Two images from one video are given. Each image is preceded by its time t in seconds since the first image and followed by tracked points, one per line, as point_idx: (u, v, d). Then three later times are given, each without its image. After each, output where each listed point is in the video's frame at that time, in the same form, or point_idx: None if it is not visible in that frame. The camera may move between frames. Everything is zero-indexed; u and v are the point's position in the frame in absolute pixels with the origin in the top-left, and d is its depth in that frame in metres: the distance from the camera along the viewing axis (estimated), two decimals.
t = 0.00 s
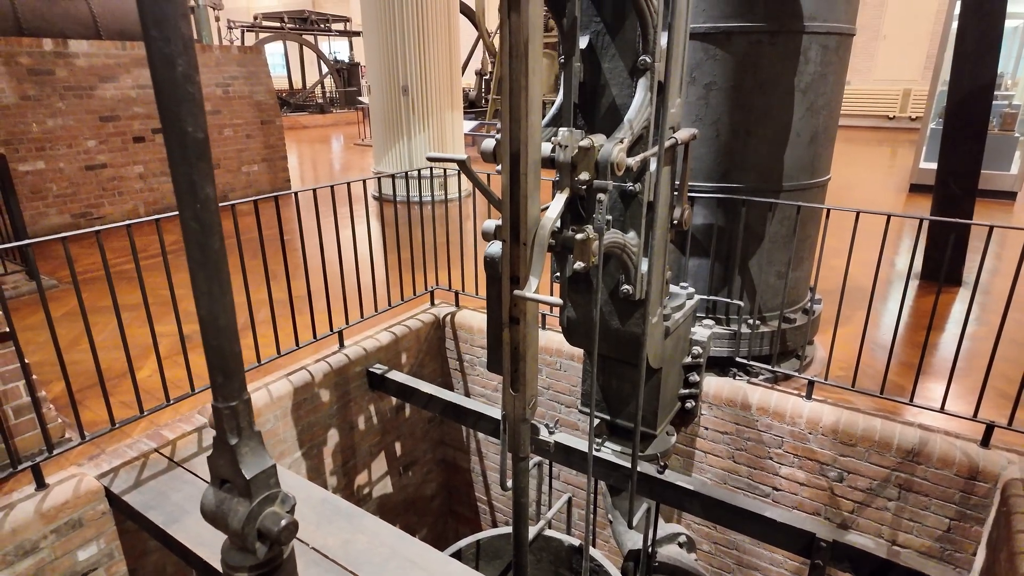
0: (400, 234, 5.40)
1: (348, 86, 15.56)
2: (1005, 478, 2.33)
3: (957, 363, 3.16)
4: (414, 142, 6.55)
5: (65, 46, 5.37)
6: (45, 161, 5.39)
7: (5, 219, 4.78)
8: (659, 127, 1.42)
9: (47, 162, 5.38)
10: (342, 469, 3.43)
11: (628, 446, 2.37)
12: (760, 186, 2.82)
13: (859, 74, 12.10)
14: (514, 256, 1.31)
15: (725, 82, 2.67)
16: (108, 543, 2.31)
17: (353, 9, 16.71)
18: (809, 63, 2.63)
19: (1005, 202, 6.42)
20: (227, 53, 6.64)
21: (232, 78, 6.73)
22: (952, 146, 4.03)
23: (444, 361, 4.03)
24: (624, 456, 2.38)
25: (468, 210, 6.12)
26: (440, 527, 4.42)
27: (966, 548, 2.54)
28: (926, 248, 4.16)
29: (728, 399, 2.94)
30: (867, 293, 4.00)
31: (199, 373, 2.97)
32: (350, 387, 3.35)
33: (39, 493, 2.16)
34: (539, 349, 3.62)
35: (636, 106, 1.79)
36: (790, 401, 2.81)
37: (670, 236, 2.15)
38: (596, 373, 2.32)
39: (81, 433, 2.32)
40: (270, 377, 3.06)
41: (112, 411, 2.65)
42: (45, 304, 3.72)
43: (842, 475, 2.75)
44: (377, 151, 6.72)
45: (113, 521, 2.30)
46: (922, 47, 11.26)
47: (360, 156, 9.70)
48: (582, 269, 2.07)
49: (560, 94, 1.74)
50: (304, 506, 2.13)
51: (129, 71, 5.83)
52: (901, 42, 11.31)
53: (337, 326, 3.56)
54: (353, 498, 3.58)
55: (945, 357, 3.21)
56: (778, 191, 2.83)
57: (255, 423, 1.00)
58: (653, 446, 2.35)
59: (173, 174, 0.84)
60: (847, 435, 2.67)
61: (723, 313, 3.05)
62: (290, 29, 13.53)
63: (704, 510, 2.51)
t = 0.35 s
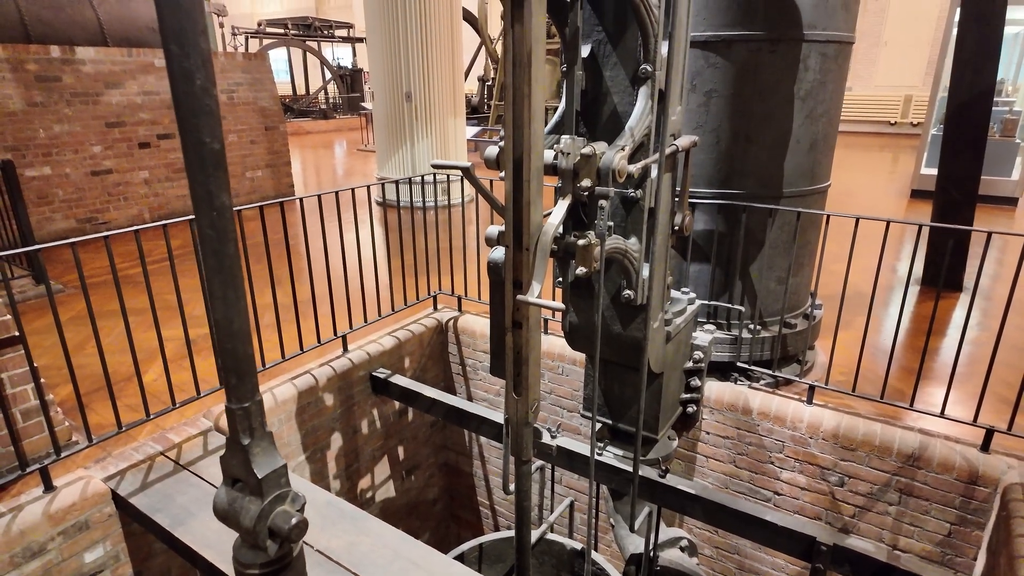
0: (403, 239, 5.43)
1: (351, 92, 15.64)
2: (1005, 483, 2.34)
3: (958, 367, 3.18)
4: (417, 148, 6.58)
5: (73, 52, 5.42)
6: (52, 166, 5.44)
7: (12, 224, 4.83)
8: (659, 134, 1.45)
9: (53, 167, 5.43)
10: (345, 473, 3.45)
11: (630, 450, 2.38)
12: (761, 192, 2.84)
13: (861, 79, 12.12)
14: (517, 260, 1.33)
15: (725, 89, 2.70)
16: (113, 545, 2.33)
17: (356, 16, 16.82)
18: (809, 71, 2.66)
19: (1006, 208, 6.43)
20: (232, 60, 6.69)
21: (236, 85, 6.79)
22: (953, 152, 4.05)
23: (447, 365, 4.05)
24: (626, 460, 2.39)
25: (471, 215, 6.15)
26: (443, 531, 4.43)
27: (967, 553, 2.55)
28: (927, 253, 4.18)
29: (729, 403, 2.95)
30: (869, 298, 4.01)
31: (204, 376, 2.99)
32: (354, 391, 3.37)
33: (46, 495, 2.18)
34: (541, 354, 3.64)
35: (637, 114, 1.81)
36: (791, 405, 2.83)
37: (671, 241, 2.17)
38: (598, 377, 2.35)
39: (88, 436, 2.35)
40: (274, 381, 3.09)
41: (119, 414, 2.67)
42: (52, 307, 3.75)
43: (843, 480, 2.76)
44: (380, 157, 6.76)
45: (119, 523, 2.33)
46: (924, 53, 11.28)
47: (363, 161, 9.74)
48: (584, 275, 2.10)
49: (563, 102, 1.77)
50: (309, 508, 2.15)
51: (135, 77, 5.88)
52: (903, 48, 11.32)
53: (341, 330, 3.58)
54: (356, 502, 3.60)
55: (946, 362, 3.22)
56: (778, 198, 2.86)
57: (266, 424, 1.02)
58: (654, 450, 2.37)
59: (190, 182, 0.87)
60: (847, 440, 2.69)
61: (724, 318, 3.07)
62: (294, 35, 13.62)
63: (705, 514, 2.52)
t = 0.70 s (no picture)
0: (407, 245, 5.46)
1: (355, 99, 15.72)
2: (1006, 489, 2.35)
3: (960, 374, 3.18)
4: (421, 155, 6.63)
5: (81, 61, 5.49)
6: (59, 173, 5.49)
7: (21, 230, 4.88)
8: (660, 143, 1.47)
9: (61, 174, 5.48)
10: (349, 478, 3.47)
11: (632, 456, 2.40)
12: (762, 200, 2.86)
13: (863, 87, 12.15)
14: (521, 267, 1.35)
15: (726, 98, 2.73)
16: (120, 549, 2.35)
17: (360, 24, 16.94)
18: (809, 80, 2.68)
19: (1008, 215, 6.43)
20: (238, 68, 6.75)
21: (242, 92, 6.85)
22: (954, 160, 4.07)
23: (451, 371, 4.07)
24: (628, 466, 2.41)
25: (475, 222, 6.18)
26: (446, 537, 4.44)
27: (970, 559, 2.55)
28: (930, 261, 4.18)
29: (731, 409, 2.96)
30: (872, 305, 4.02)
31: (211, 381, 3.02)
32: (358, 396, 3.40)
33: (55, 499, 2.20)
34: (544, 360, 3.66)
35: (639, 123, 1.83)
36: (793, 412, 2.84)
37: (673, 248, 2.19)
38: (601, 383, 2.37)
39: (96, 440, 2.37)
40: (280, 386, 3.11)
41: (127, 418, 2.70)
42: (60, 312, 3.79)
43: (845, 486, 2.77)
44: (385, 164, 6.82)
45: (126, 527, 2.35)
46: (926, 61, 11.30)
47: (367, 168, 9.79)
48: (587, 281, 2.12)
49: (566, 111, 1.80)
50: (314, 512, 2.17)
51: (142, 85, 5.93)
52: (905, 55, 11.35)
53: (346, 336, 3.61)
54: (359, 507, 3.62)
55: (948, 369, 3.23)
56: (779, 205, 2.88)
57: (279, 427, 1.04)
58: (656, 456, 2.38)
59: (208, 193, 0.89)
60: (849, 446, 2.70)
61: (726, 325, 3.09)
62: (299, 43, 13.71)
63: (707, 520, 2.53)
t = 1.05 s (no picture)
0: (411, 254, 5.49)
1: (359, 108, 15.80)
2: (1008, 497, 2.36)
3: (961, 382, 3.19)
4: (425, 164, 6.68)
5: (90, 71, 5.55)
6: (67, 181, 5.55)
7: (29, 238, 4.93)
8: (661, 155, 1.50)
9: (68, 182, 5.54)
10: (353, 485, 3.49)
11: (635, 463, 2.41)
12: (764, 209, 2.89)
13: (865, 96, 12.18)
14: (525, 276, 1.38)
15: (727, 109, 2.76)
16: (127, 554, 2.37)
17: (365, 33, 17.07)
18: (810, 91, 2.72)
19: (1011, 224, 6.43)
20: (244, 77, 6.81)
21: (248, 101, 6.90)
22: (955, 169, 4.09)
23: (454, 378, 4.09)
24: (630, 473, 2.42)
25: (478, 230, 6.22)
26: (448, 544, 4.45)
27: (972, 568, 2.56)
28: (932, 269, 4.20)
29: (733, 417, 2.98)
30: (875, 314, 4.02)
31: (218, 388, 3.05)
32: (362, 403, 3.42)
33: (63, 504, 2.23)
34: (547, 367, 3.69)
35: (641, 134, 1.86)
36: (795, 419, 2.85)
37: (675, 257, 2.22)
38: (604, 391, 2.39)
39: (104, 446, 2.39)
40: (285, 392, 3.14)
41: (135, 424, 2.73)
42: (67, 319, 3.82)
43: (847, 494, 2.78)
44: (389, 172, 6.87)
45: (133, 533, 2.37)
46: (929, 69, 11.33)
47: (370, 176, 9.83)
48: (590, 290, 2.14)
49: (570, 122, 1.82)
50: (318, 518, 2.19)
51: (149, 94, 5.99)
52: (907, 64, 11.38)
53: (350, 344, 3.64)
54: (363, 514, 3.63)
55: (950, 377, 3.24)
56: (781, 215, 2.91)
57: (291, 433, 1.07)
58: (659, 464, 2.39)
59: (226, 207, 0.92)
60: (851, 454, 2.71)
61: (728, 333, 3.11)
62: (304, 52, 13.80)
63: (710, 528, 2.54)
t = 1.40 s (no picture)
0: (414, 263, 5.53)
1: (362, 117, 15.89)
2: (1008, 508, 2.37)
3: (961, 392, 3.21)
4: (428, 173, 6.72)
5: (97, 82, 5.62)
6: (73, 191, 5.61)
7: (35, 247, 4.97)
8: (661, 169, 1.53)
9: (75, 192, 5.59)
10: (355, 494, 3.51)
11: (637, 473, 2.42)
12: (764, 221, 2.92)
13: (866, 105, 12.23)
14: (527, 287, 1.40)
15: (727, 122, 2.79)
16: (132, 562, 2.39)
17: (369, 43, 17.21)
18: (809, 104, 2.75)
19: (1012, 234, 6.44)
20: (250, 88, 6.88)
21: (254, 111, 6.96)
22: (955, 180, 4.12)
23: (456, 387, 4.11)
24: (632, 483, 2.43)
25: (480, 239, 6.26)
26: (451, 553, 4.46)
27: None
28: (934, 279, 4.21)
29: (735, 427, 2.99)
30: (876, 323, 4.04)
31: (223, 397, 3.07)
32: (365, 412, 3.44)
33: (70, 512, 2.25)
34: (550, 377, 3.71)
35: (642, 147, 1.89)
36: (797, 429, 2.87)
37: (676, 268, 2.24)
38: (606, 401, 2.40)
39: (111, 455, 2.42)
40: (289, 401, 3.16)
41: (140, 433, 2.75)
42: (73, 328, 3.86)
43: (848, 504, 2.79)
44: (392, 181, 6.92)
45: (138, 541, 2.39)
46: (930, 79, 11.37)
47: (373, 185, 9.88)
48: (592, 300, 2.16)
49: (571, 135, 1.85)
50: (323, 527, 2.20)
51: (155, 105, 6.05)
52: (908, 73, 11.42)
53: (354, 353, 3.66)
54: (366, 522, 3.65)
55: (950, 387, 3.25)
56: (781, 226, 2.93)
57: (300, 443, 1.09)
58: (660, 474, 2.42)
59: (240, 224, 0.96)
60: (852, 464, 2.72)
61: (729, 343, 3.12)
62: (308, 61, 13.91)
63: (711, 538, 2.56)
